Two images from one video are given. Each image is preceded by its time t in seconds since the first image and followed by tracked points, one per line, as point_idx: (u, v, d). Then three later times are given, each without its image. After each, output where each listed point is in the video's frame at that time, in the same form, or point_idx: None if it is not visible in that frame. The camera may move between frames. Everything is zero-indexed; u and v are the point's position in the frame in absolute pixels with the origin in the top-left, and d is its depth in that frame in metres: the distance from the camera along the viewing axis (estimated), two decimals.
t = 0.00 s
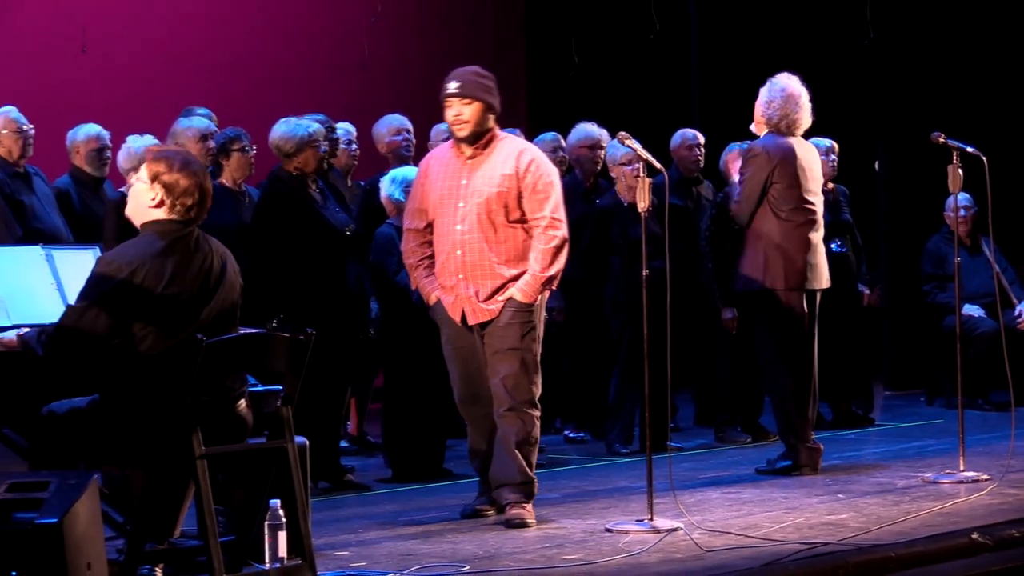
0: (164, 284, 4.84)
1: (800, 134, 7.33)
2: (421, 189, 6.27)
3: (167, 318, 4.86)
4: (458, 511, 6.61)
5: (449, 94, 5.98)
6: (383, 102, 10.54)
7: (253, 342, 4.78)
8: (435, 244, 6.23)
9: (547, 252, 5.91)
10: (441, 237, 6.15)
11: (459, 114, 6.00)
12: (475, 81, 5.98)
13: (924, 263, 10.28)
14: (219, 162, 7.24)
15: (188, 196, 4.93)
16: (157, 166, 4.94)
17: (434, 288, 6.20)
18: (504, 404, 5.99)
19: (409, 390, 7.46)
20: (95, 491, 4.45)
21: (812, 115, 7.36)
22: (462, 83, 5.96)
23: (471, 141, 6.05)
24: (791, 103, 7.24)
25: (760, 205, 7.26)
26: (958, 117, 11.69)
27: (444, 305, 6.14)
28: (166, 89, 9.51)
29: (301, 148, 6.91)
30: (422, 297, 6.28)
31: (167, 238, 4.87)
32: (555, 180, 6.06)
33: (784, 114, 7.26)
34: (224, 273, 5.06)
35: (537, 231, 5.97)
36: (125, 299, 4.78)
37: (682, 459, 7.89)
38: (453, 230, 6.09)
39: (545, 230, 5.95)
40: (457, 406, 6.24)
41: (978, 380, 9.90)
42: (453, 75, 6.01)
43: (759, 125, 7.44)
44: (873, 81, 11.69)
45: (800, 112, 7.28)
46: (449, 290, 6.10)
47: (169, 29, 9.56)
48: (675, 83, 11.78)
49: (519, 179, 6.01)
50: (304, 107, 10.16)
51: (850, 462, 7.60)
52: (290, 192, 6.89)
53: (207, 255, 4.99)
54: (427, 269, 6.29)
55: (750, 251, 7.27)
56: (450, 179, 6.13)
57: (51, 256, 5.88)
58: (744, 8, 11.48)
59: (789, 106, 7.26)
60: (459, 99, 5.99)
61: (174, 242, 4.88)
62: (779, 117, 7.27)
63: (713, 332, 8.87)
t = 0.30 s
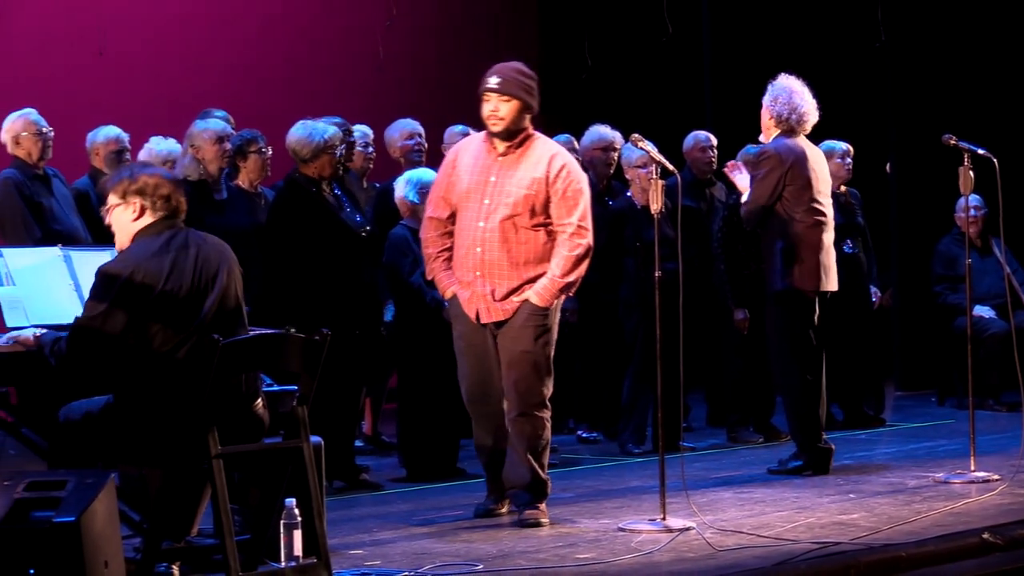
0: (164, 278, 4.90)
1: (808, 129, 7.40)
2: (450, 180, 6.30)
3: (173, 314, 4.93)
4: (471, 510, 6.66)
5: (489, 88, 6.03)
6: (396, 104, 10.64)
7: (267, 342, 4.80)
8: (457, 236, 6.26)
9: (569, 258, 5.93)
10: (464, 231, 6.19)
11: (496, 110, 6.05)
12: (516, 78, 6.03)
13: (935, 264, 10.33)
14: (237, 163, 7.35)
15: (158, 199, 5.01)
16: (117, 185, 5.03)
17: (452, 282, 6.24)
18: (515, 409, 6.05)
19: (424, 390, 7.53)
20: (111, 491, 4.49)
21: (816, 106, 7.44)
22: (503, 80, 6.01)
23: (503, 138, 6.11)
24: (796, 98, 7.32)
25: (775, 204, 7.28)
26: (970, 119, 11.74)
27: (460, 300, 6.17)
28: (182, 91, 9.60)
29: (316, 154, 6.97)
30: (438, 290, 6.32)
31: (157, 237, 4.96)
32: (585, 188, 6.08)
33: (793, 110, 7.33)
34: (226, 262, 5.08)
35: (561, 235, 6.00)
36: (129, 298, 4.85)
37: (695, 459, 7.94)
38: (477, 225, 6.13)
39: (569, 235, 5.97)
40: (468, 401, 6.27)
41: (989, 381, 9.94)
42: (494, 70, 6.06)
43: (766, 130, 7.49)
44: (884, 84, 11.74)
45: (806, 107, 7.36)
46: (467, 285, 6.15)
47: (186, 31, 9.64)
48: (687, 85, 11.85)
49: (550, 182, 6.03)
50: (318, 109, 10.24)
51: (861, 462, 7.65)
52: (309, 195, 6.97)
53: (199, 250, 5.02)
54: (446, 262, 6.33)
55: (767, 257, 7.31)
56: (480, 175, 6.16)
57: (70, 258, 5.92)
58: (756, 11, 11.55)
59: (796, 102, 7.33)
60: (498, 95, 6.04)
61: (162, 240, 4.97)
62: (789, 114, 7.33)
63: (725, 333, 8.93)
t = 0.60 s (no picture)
0: (160, 276, 4.95)
1: (807, 134, 7.48)
2: (468, 176, 6.25)
3: (176, 312, 4.97)
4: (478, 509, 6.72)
5: (538, 93, 5.95)
6: (404, 106, 10.72)
7: (277, 342, 4.85)
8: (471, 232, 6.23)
9: (587, 265, 5.91)
10: (480, 229, 6.15)
11: (541, 115, 5.98)
12: (562, 84, 5.98)
13: (940, 265, 10.37)
14: (246, 166, 7.38)
15: (142, 210, 5.09)
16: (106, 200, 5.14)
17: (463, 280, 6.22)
18: (525, 410, 6.11)
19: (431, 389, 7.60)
20: (122, 489, 4.49)
21: (816, 112, 7.53)
22: (553, 85, 5.95)
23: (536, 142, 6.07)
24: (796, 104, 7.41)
25: (776, 208, 7.35)
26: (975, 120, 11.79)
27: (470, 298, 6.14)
28: (193, 93, 9.67)
29: (319, 152, 7.01)
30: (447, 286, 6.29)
31: (150, 241, 5.04)
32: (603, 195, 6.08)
33: (794, 116, 7.41)
34: (227, 261, 5.11)
35: (579, 241, 5.98)
36: (127, 297, 4.89)
37: (700, 458, 8.00)
38: (495, 224, 6.10)
39: (589, 241, 5.96)
40: (466, 401, 6.21)
41: (994, 382, 9.99)
42: (539, 73, 5.96)
43: (766, 134, 7.58)
44: (890, 85, 11.79)
45: (806, 113, 7.44)
46: (480, 284, 6.12)
47: (197, 33, 9.72)
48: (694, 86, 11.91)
49: (571, 188, 6.03)
50: (327, 111, 10.32)
51: (866, 461, 7.69)
52: (317, 194, 7.00)
53: (193, 249, 5.06)
54: (457, 258, 6.29)
55: (768, 255, 7.34)
56: (501, 174, 6.12)
57: (81, 260, 5.98)
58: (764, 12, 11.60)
59: (797, 109, 7.42)
60: (545, 101, 5.97)
61: (156, 241, 5.04)
62: (789, 119, 7.41)
63: (731, 334, 8.98)
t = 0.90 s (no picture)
0: (174, 278, 4.98)
1: (803, 133, 7.55)
2: (473, 175, 6.21)
3: (188, 314, 5.02)
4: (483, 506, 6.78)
5: (552, 97, 5.94)
6: (410, 107, 10.79)
7: (285, 341, 4.92)
8: (477, 232, 6.21)
9: (602, 267, 6.01)
10: (490, 231, 6.14)
11: (555, 118, 5.98)
12: (572, 88, 5.99)
13: (943, 265, 10.42)
14: (254, 166, 7.45)
15: (172, 203, 5.12)
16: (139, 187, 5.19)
17: (469, 280, 6.21)
18: (530, 410, 6.14)
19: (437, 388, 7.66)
20: (129, 486, 4.51)
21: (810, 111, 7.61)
22: (566, 89, 5.96)
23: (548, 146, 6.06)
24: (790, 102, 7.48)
25: (770, 211, 7.44)
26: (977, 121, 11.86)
27: (479, 299, 6.14)
28: (200, 95, 9.74)
29: (323, 151, 7.06)
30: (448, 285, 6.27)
31: (171, 237, 5.08)
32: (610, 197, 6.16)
33: (788, 114, 7.48)
34: (243, 263, 5.19)
35: (592, 243, 6.05)
36: (138, 297, 4.94)
37: (703, 457, 8.06)
38: (507, 226, 6.09)
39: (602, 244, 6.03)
40: (466, 400, 6.25)
41: (996, 381, 10.05)
42: (555, 76, 5.95)
43: (762, 136, 7.65)
44: (893, 87, 11.84)
45: (800, 111, 7.53)
46: (490, 286, 6.12)
47: (204, 34, 9.79)
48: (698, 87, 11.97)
49: (585, 191, 6.07)
50: (334, 112, 10.40)
51: (868, 459, 7.74)
52: (325, 194, 7.07)
53: (211, 251, 5.10)
54: (459, 257, 6.27)
55: (765, 259, 7.45)
56: (513, 176, 6.10)
57: (90, 259, 6.05)
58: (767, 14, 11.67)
59: (791, 107, 7.49)
60: (559, 105, 5.97)
61: (176, 239, 5.08)
62: (784, 118, 7.48)
63: (735, 333, 9.04)
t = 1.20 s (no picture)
0: (186, 278, 5.06)
1: (797, 139, 7.69)
2: (457, 181, 6.10)
3: (199, 313, 5.08)
4: (486, 504, 6.83)
5: (531, 96, 5.98)
6: (413, 108, 10.85)
7: (290, 340, 4.95)
8: (469, 237, 6.13)
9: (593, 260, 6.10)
10: (485, 234, 6.08)
11: (534, 117, 5.99)
12: (550, 88, 6.05)
13: (943, 264, 10.48)
14: (257, 166, 7.50)
15: (187, 203, 5.16)
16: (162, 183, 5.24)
17: (465, 286, 6.13)
18: (530, 410, 6.14)
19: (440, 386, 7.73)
20: (134, 485, 4.56)
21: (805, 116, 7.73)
22: (544, 88, 6.01)
23: (529, 145, 6.06)
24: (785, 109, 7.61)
25: (768, 214, 7.60)
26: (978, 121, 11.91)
27: (481, 304, 6.08)
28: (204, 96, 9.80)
29: (328, 150, 7.09)
30: (440, 292, 6.17)
31: (191, 236, 5.14)
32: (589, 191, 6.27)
33: (784, 120, 7.62)
34: (262, 269, 5.24)
35: (579, 239, 6.14)
36: (151, 296, 5.03)
37: (705, 455, 8.12)
38: (504, 229, 6.06)
39: (589, 239, 6.13)
40: (459, 405, 6.17)
41: (996, 380, 10.10)
42: (531, 77, 6.01)
43: (758, 139, 7.81)
44: (895, 87, 11.90)
45: (795, 117, 7.65)
46: (492, 289, 6.06)
47: (209, 35, 9.84)
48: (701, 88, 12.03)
49: (571, 188, 6.12)
50: (338, 112, 10.46)
51: (868, 458, 7.80)
52: (327, 194, 7.11)
53: (226, 251, 5.17)
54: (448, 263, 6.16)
55: (763, 261, 7.60)
56: (501, 178, 6.06)
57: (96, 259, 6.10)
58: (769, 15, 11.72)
59: (786, 113, 7.62)
60: (537, 104, 6.00)
61: (196, 237, 5.14)
62: (780, 124, 7.62)
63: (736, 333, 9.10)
